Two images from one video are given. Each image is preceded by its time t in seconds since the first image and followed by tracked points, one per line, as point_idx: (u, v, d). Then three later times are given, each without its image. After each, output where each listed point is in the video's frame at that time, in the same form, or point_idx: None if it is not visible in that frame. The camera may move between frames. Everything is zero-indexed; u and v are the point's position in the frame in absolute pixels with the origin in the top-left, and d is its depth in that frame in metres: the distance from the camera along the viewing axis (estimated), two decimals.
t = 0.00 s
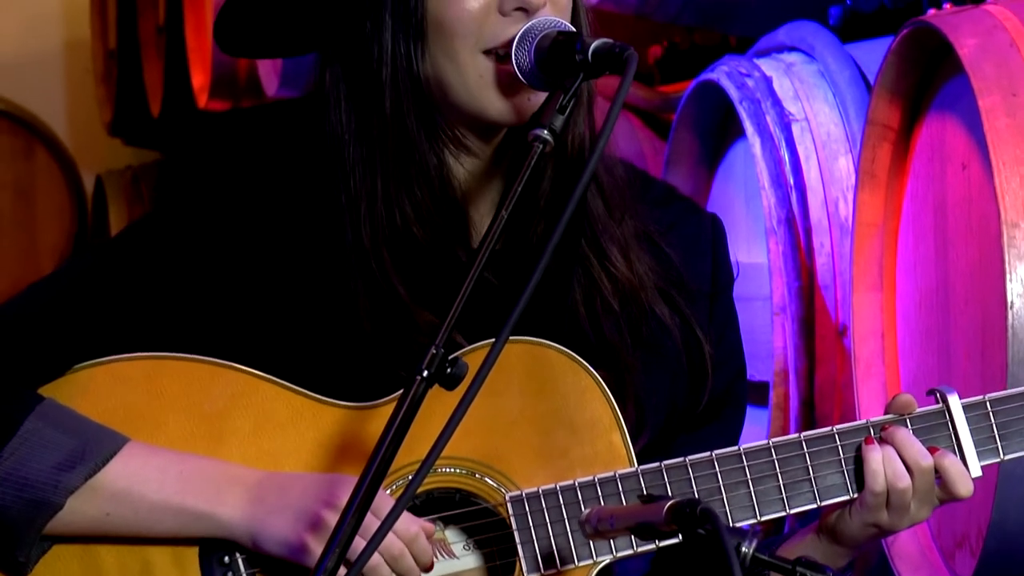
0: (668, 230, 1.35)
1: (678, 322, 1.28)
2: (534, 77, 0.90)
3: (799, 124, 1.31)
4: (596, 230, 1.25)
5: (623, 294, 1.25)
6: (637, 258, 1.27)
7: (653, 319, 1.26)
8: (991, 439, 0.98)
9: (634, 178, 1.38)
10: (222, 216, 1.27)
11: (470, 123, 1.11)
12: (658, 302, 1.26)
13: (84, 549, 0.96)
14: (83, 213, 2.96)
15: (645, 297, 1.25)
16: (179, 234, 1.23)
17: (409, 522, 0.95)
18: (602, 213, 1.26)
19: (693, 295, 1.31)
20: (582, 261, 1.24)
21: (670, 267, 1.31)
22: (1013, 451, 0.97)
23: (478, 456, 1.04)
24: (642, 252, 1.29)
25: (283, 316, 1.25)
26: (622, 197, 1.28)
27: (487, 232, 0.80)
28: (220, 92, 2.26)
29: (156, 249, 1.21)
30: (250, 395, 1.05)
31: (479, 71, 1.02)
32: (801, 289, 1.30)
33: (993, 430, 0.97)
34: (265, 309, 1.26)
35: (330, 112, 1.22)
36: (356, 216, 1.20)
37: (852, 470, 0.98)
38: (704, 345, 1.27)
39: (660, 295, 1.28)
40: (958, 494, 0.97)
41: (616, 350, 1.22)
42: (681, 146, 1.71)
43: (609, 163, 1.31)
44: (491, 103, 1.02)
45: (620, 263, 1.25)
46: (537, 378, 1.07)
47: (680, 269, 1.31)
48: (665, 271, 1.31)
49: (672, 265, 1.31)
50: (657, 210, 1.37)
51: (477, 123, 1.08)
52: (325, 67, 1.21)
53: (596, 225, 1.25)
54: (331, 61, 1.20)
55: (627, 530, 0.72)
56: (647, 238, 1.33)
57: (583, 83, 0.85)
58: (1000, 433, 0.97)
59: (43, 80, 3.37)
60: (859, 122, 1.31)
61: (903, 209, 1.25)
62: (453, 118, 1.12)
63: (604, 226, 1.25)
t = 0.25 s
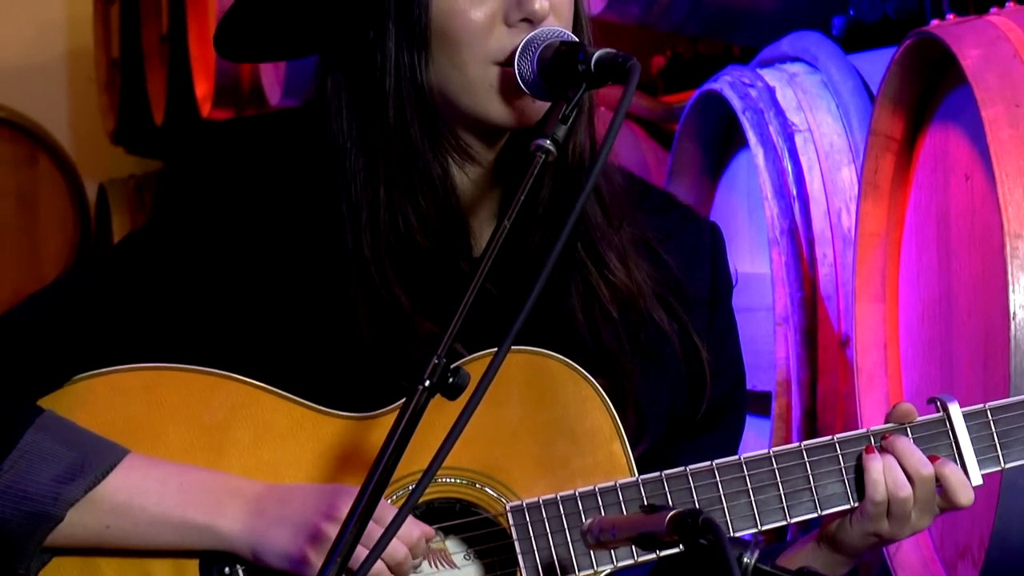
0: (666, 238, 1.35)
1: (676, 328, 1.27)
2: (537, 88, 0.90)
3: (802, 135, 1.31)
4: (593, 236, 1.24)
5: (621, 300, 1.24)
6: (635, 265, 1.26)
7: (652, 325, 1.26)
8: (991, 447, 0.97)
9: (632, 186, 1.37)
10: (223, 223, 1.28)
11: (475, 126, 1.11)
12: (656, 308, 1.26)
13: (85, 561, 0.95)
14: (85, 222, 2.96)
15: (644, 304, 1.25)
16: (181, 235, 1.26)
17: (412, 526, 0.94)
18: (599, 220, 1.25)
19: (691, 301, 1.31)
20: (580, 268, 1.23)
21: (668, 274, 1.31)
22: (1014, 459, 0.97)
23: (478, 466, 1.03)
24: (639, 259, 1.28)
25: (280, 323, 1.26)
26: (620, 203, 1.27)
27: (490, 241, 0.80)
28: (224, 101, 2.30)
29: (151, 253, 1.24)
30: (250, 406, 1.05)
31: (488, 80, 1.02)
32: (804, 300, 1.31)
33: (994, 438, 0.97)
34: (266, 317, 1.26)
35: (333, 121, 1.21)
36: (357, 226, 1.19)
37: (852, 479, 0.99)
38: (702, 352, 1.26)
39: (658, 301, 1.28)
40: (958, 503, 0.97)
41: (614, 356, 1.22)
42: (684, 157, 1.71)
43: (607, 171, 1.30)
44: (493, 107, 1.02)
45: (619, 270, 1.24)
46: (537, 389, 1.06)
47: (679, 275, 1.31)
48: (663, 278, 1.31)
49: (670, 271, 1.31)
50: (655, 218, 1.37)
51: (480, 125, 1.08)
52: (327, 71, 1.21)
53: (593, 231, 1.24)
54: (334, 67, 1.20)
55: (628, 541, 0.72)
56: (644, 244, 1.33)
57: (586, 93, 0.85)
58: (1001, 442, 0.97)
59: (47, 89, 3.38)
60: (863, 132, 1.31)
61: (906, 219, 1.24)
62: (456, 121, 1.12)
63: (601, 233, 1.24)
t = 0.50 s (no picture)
0: (660, 240, 1.35)
1: (670, 330, 1.27)
2: (537, 96, 0.90)
3: (802, 144, 1.31)
4: (588, 244, 1.23)
5: (617, 304, 1.24)
6: (629, 268, 1.26)
7: (647, 325, 1.26)
8: (990, 452, 0.98)
9: (626, 189, 1.37)
10: (222, 231, 1.28)
11: (469, 138, 1.11)
12: (651, 309, 1.26)
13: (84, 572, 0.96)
14: (86, 230, 2.97)
15: (639, 305, 1.25)
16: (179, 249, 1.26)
17: (410, 541, 0.93)
18: (594, 226, 1.24)
19: (685, 302, 1.31)
20: (578, 276, 1.24)
21: (661, 276, 1.31)
22: (1013, 464, 0.98)
23: (476, 475, 1.03)
24: (633, 261, 1.28)
25: (280, 331, 1.26)
26: (615, 207, 1.27)
27: (489, 251, 0.80)
28: (224, 110, 2.30)
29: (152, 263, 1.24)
30: (249, 416, 1.05)
31: (488, 95, 1.01)
32: (804, 308, 1.30)
33: (992, 443, 0.97)
34: (265, 324, 1.26)
35: (329, 130, 1.20)
36: (350, 228, 1.19)
37: (851, 485, 0.98)
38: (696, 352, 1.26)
39: (651, 301, 1.27)
40: (957, 509, 0.97)
41: (610, 360, 1.22)
42: (685, 166, 1.71)
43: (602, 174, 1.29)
44: (492, 121, 1.01)
45: (615, 275, 1.24)
46: (534, 397, 1.06)
47: (672, 277, 1.31)
48: (656, 279, 1.31)
49: (663, 273, 1.31)
50: (649, 223, 1.36)
51: (476, 137, 1.08)
52: (324, 68, 1.19)
53: (588, 237, 1.23)
54: (330, 60, 1.18)
55: (629, 549, 0.71)
56: (638, 244, 1.32)
57: (587, 102, 0.85)
58: (1000, 446, 0.97)
59: (48, 98, 3.38)
60: (863, 141, 1.30)
61: (906, 228, 1.24)
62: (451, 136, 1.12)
63: (596, 239, 1.24)
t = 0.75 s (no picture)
0: (656, 247, 1.35)
1: (666, 336, 1.27)
2: (533, 102, 0.90)
3: (799, 150, 1.31)
4: (584, 251, 1.23)
5: (613, 311, 1.24)
6: (625, 276, 1.26)
7: (642, 332, 1.26)
8: (985, 457, 0.97)
9: (621, 196, 1.37)
10: (218, 233, 1.29)
11: (470, 145, 1.10)
12: (646, 315, 1.26)
13: None
14: (83, 239, 2.96)
15: (634, 312, 1.25)
16: (176, 249, 1.27)
17: (409, 543, 0.93)
18: (589, 233, 1.24)
19: (680, 309, 1.30)
20: (572, 283, 1.23)
21: (658, 283, 1.31)
22: (1009, 469, 0.97)
23: (472, 482, 1.03)
24: (629, 268, 1.28)
25: (277, 339, 1.25)
26: (611, 216, 1.27)
27: (486, 256, 0.80)
28: (221, 118, 2.30)
29: (144, 269, 1.25)
30: (243, 424, 1.05)
31: (484, 103, 1.02)
32: (801, 315, 1.30)
33: (987, 448, 0.97)
34: (262, 331, 1.26)
35: (324, 138, 1.19)
36: (348, 236, 1.19)
37: (847, 490, 0.98)
38: (691, 361, 1.26)
39: (647, 308, 1.27)
40: (955, 514, 0.97)
41: (606, 368, 1.21)
42: (681, 173, 1.71)
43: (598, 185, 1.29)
44: (488, 128, 1.02)
45: (610, 282, 1.24)
46: (529, 405, 1.05)
47: (667, 284, 1.31)
48: (651, 286, 1.30)
49: (659, 280, 1.31)
50: (644, 230, 1.37)
51: (474, 144, 1.08)
52: (319, 76, 1.18)
53: (584, 245, 1.23)
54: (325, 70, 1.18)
55: (625, 556, 0.71)
56: (633, 251, 1.32)
57: (583, 108, 0.85)
58: (995, 451, 0.97)
59: (45, 107, 3.38)
60: (859, 147, 1.30)
61: (903, 234, 1.24)
62: (452, 142, 1.11)
63: (591, 246, 1.24)
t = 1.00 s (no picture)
0: (654, 254, 1.35)
1: (665, 344, 1.27)
2: (530, 110, 0.91)
3: (796, 157, 1.32)
4: (581, 254, 1.23)
5: (611, 317, 1.23)
6: (623, 282, 1.26)
7: (641, 338, 1.26)
8: (982, 463, 0.97)
9: (619, 203, 1.37)
10: (217, 244, 1.29)
11: (471, 153, 1.10)
12: (644, 321, 1.25)
13: None
14: (82, 248, 2.96)
15: (632, 318, 1.24)
16: (173, 262, 1.26)
17: (408, 548, 0.92)
18: (587, 238, 1.24)
19: (679, 318, 1.30)
20: (568, 287, 1.23)
21: (655, 291, 1.31)
22: (1006, 475, 0.97)
23: (469, 489, 1.03)
24: (626, 276, 1.28)
25: (274, 347, 1.25)
26: (608, 221, 1.27)
27: (484, 263, 0.80)
28: (219, 127, 2.31)
29: (144, 280, 1.24)
30: (239, 432, 1.04)
31: (481, 109, 1.02)
32: (799, 322, 1.30)
33: (984, 454, 0.97)
34: (260, 339, 1.26)
35: (324, 152, 1.20)
36: (349, 249, 1.19)
37: (844, 497, 0.98)
38: (690, 369, 1.26)
39: (644, 315, 1.27)
40: (957, 520, 0.97)
41: (605, 375, 1.21)
42: (679, 180, 1.71)
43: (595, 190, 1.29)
44: (486, 135, 1.02)
45: (608, 288, 1.23)
46: (526, 412, 1.05)
47: (665, 291, 1.31)
48: (650, 293, 1.31)
49: (657, 287, 1.31)
50: (642, 236, 1.36)
51: (475, 153, 1.08)
52: (318, 93, 1.19)
53: (581, 249, 1.23)
54: (323, 89, 1.18)
55: (623, 563, 0.71)
56: (631, 258, 1.32)
57: (580, 115, 0.85)
58: (992, 457, 0.97)
59: (43, 116, 3.38)
60: (857, 154, 1.30)
61: (900, 241, 1.24)
62: (454, 149, 1.10)
63: (589, 250, 1.24)
